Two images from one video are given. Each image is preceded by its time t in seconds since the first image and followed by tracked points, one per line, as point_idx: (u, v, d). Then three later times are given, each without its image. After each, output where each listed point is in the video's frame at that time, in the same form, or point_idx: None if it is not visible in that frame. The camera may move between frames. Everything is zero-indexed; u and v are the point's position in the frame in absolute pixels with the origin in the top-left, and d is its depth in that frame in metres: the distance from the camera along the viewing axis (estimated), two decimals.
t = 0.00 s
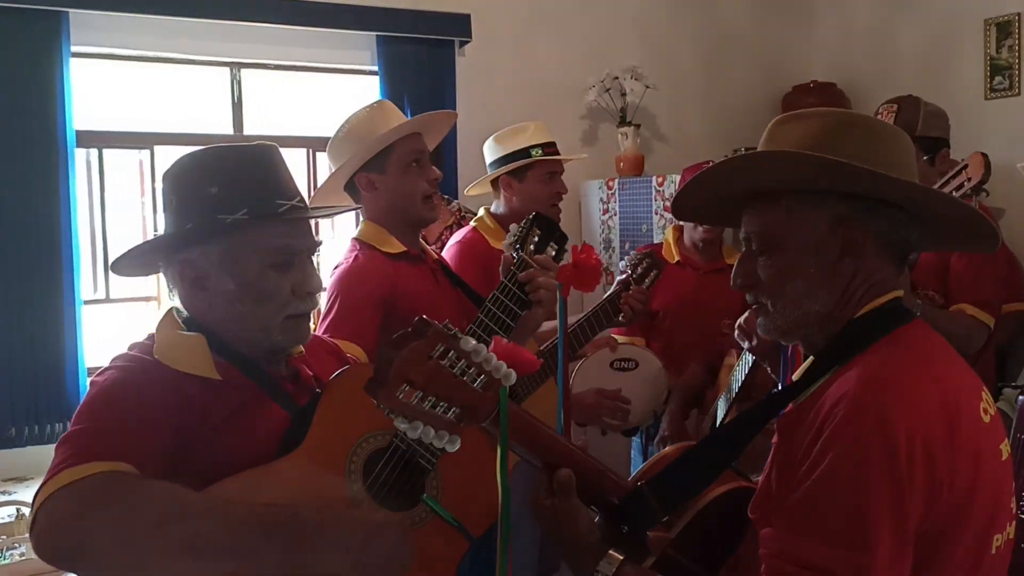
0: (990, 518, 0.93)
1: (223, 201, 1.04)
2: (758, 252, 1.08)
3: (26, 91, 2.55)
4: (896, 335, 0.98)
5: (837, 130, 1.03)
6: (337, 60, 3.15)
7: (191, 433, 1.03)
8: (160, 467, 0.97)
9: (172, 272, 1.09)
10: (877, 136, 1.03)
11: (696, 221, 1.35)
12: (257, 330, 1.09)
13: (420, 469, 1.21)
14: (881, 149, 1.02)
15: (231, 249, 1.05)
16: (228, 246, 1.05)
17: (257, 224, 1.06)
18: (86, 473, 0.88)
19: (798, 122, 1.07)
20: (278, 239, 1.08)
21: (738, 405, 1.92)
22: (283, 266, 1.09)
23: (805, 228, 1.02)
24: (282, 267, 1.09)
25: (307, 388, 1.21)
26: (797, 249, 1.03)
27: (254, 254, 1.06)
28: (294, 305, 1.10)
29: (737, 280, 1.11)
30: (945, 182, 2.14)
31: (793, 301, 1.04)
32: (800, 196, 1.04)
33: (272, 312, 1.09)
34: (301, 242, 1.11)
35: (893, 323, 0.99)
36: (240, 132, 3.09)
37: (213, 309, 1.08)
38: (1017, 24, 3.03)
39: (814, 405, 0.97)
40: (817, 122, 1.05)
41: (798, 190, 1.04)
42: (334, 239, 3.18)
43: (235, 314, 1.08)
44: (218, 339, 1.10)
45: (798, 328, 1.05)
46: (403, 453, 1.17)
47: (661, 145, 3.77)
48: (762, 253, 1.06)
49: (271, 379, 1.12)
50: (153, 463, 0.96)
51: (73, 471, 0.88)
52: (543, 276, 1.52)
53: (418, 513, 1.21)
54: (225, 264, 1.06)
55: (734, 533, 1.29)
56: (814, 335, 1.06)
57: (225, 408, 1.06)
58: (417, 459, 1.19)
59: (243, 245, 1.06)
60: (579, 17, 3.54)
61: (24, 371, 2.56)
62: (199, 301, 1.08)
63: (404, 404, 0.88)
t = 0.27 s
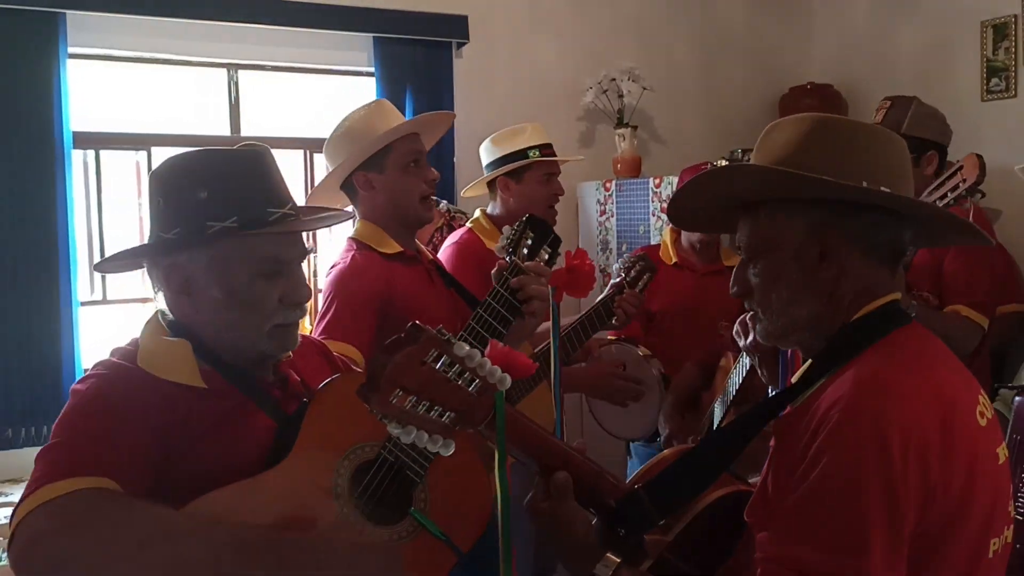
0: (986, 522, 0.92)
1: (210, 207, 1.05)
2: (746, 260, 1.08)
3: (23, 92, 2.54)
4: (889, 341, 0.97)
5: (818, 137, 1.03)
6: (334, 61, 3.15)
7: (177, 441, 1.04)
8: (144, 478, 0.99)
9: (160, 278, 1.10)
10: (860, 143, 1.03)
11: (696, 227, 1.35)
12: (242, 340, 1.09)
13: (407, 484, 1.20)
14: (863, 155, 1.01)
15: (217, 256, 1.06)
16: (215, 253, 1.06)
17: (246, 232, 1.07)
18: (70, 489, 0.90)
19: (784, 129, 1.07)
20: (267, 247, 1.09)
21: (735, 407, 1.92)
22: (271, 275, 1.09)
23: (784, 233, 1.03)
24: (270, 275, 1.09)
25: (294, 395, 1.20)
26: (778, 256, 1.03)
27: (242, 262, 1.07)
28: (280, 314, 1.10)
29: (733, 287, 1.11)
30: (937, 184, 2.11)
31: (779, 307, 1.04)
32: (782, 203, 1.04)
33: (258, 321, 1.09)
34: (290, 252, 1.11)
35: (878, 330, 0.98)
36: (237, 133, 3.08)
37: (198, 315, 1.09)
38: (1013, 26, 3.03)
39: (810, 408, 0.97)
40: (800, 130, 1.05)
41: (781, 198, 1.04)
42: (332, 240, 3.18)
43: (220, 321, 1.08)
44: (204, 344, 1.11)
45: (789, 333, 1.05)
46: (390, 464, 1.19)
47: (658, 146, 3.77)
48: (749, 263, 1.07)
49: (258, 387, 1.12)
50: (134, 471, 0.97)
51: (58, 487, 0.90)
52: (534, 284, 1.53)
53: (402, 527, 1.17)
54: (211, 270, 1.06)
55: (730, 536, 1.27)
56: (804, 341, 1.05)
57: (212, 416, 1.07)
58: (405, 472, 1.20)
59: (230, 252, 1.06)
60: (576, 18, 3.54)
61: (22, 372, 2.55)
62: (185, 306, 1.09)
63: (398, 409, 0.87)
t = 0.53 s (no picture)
0: (989, 527, 0.91)
1: (194, 213, 1.05)
2: (744, 263, 1.07)
3: (20, 95, 2.52)
4: (888, 346, 0.95)
5: (811, 140, 1.02)
6: (331, 64, 3.13)
7: (159, 452, 1.02)
8: (126, 495, 0.96)
9: (141, 283, 1.10)
10: (856, 144, 1.01)
11: (695, 231, 1.34)
12: (225, 348, 1.08)
13: (395, 492, 1.22)
14: (857, 156, 1.00)
15: (201, 262, 1.06)
16: (199, 259, 1.06)
17: (231, 238, 1.06)
18: (43, 509, 0.88)
19: (780, 132, 1.06)
20: (252, 255, 1.08)
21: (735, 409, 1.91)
22: (256, 283, 1.09)
23: (780, 235, 1.02)
24: (255, 283, 1.09)
25: (281, 399, 1.20)
26: (774, 258, 1.02)
27: (227, 269, 1.07)
28: (266, 322, 1.10)
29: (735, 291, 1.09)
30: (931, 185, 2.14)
31: (777, 311, 1.03)
32: (777, 207, 1.03)
33: (243, 329, 1.08)
34: (276, 259, 1.11)
35: (875, 335, 0.97)
36: (234, 136, 3.06)
37: (181, 321, 1.09)
38: (1010, 27, 3.02)
39: (810, 413, 0.95)
40: (795, 132, 1.04)
41: (776, 200, 1.03)
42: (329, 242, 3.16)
43: (203, 328, 1.08)
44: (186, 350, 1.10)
45: (788, 337, 1.04)
46: (377, 474, 1.20)
47: (656, 147, 3.76)
48: (748, 265, 1.06)
49: (242, 393, 1.11)
50: (117, 483, 0.95)
51: (29, 506, 0.88)
52: (524, 285, 1.51)
53: (390, 536, 1.19)
54: (195, 277, 1.06)
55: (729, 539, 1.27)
56: (803, 345, 1.04)
57: (195, 426, 1.05)
58: (392, 480, 1.21)
59: (215, 259, 1.06)
60: (574, 19, 3.52)
61: (19, 376, 2.53)
62: (168, 312, 1.09)
63: (402, 411, 0.92)
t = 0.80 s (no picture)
0: (991, 530, 0.90)
1: (183, 218, 1.06)
2: (746, 264, 1.07)
3: (16, 98, 2.50)
4: (891, 346, 0.94)
5: (811, 138, 1.01)
6: (329, 63, 3.12)
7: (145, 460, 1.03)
8: (112, 502, 0.99)
9: (128, 287, 1.11)
10: (857, 142, 1.00)
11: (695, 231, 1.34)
12: (212, 354, 1.09)
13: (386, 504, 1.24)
14: (859, 154, 0.99)
15: (189, 268, 1.07)
16: (186, 265, 1.07)
17: (219, 244, 1.07)
18: (28, 519, 0.90)
19: (781, 129, 1.05)
20: (240, 261, 1.09)
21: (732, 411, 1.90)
22: (244, 289, 1.10)
23: (780, 237, 1.02)
24: (244, 289, 1.11)
25: (271, 405, 1.22)
26: (775, 259, 1.02)
27: (215, 275, 1.08)
28: (256, 328, 1.11)
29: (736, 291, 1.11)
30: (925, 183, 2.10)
31: (778, 311, 1.03)
32: (778, 207, 1.03)
33: (232, 335, 1.10)
34: (264, 265, 1.12)
35: (878, 334, 0.96)
36: (231, 136, 3.04)
37: (168, 326, 1.10)
38: (1006, 27, 3.01)
39: (814, 414, 0.94)
40: (795, 129, 1.03)
41: (773, 202, 1.04)
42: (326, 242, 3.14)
43: (191, 334, 1.09)
44: (174, 355, 1.11)
45: (790, 338, 1.03)
46: (368, 481, 1.22)
47: (653, 147, 3.74)
48: (749, 266, 1.06)
49: (230, 398, 1.13)
50: (103, 490, 0.97)
51: (14, 517, 0.90)
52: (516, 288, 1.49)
53: (381, 545, 1.21)
54: (183, 282, 1.07)
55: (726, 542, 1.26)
56: (805, 346, 1.04)
57: (182, 432, 1.07)
58: (382, 488, 1.23)
59: (202, 265, 1.07)
60: (571, 19, 3.51)
61: (16, 380, 2.51)
62: (154, 317, 1.10)
63: (408, 417, 0.96)
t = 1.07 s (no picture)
0: (994, 533, 0.89)
1: (172, 221, 1.05)
2: (750, 264, 1.06)
3: (14, 100, 2.49)
4: (895, 347, 0.94)
5: (816, 138, 1.00)
6: (327, 65, 3.11)
7: (134, 467, 1.02)
8: (101, 509, 0.98)
9: (117, 292, 1.10)
10: (862, 143, 0.99)
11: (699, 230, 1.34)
12: (203, 360, 1.09)
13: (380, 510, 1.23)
14: (865, 156, 0.98)
15: (179, 272, 1.06)
16: (176, 270, 1.06)
17: (209, 248, 1.06)
18: (15, 529, 0.90)
19: (788, 129, 1.05)
20: (231, 265, 1.08)
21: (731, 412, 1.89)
22: (236, 293, 1.09)
23: (784, 238, 1.01)
24: (236, 294, 1.09)
25: (264, 408, 1.21)
26: (779, 259, 1.02)
27: (205, 281, 1.07)
28: (247, 333, 1.11)
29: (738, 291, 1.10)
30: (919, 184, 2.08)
31: (780, 311, 1.03)
32: (783, 208, 1.02)
33: (223, 341, 1.09)
34: (256, 269, 1.11)
35: (882, 336, 0.96)
36: (229, 138, 3.04)
37: (158, 332, 1.09)
38: (1004, 27, 3.01)
39: (820, 414, 0.94)
40: (801, 129, 1.02)
41: (776, 201, 1.03)
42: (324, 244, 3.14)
43: (181, 339, 1.08)
44: (164, 361, 1.10)
45: (793, 338, 1.03)
46: (363, 485, 1.21)
47: (651, 148, 3.74)
48: (754, 266, 1.06)
49: (222, 400, 1.13)
50: (91, 497, 0.96)
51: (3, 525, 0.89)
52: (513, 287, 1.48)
53: (378, 550, 1.21)
54: (173, 287, 1.06)
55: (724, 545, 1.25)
56: (808, 347, 1.03)
57: (171, 439, 1.06)
58: (377, 492, 1.23)
59: (192, 269, 1.06)
60: (569, 20, 3.51)
61: (13, 382, 2.49)
62: (145, 322, 1.09)
63: (408, 441, 0.91)
